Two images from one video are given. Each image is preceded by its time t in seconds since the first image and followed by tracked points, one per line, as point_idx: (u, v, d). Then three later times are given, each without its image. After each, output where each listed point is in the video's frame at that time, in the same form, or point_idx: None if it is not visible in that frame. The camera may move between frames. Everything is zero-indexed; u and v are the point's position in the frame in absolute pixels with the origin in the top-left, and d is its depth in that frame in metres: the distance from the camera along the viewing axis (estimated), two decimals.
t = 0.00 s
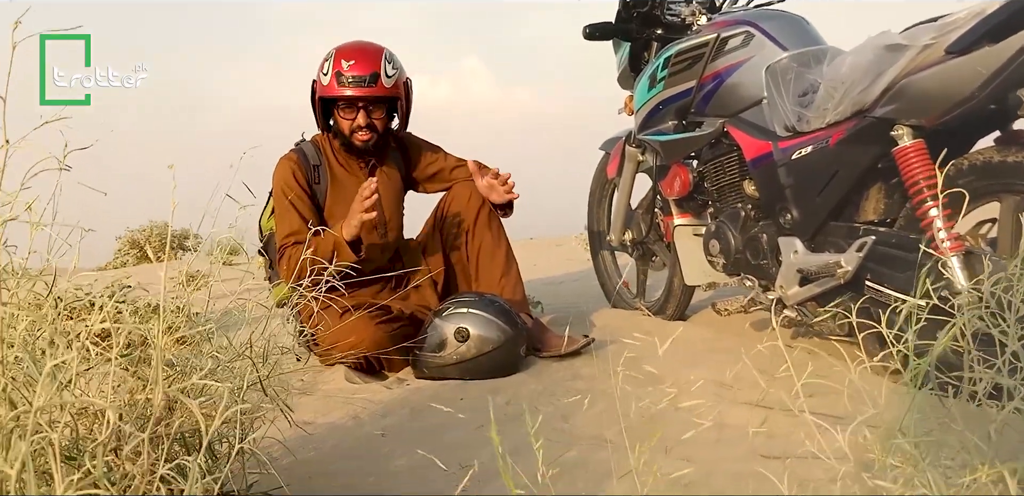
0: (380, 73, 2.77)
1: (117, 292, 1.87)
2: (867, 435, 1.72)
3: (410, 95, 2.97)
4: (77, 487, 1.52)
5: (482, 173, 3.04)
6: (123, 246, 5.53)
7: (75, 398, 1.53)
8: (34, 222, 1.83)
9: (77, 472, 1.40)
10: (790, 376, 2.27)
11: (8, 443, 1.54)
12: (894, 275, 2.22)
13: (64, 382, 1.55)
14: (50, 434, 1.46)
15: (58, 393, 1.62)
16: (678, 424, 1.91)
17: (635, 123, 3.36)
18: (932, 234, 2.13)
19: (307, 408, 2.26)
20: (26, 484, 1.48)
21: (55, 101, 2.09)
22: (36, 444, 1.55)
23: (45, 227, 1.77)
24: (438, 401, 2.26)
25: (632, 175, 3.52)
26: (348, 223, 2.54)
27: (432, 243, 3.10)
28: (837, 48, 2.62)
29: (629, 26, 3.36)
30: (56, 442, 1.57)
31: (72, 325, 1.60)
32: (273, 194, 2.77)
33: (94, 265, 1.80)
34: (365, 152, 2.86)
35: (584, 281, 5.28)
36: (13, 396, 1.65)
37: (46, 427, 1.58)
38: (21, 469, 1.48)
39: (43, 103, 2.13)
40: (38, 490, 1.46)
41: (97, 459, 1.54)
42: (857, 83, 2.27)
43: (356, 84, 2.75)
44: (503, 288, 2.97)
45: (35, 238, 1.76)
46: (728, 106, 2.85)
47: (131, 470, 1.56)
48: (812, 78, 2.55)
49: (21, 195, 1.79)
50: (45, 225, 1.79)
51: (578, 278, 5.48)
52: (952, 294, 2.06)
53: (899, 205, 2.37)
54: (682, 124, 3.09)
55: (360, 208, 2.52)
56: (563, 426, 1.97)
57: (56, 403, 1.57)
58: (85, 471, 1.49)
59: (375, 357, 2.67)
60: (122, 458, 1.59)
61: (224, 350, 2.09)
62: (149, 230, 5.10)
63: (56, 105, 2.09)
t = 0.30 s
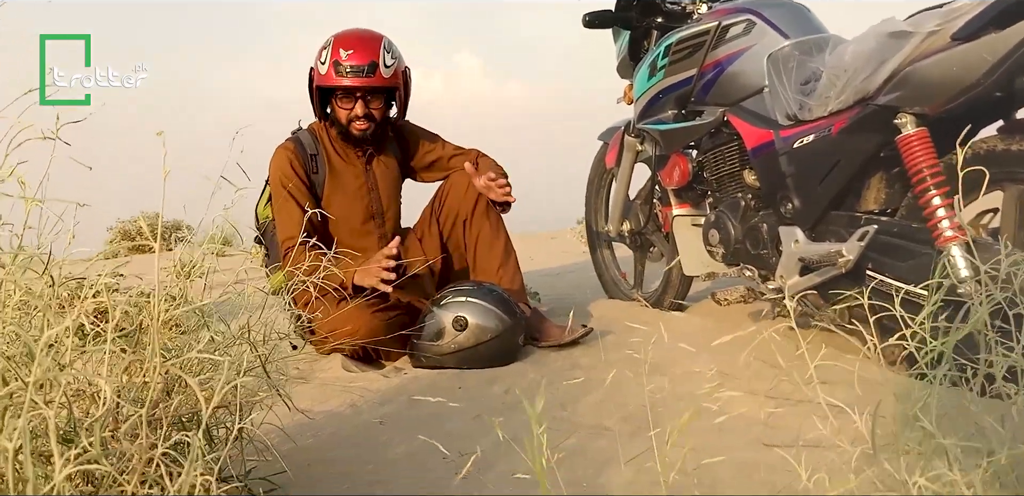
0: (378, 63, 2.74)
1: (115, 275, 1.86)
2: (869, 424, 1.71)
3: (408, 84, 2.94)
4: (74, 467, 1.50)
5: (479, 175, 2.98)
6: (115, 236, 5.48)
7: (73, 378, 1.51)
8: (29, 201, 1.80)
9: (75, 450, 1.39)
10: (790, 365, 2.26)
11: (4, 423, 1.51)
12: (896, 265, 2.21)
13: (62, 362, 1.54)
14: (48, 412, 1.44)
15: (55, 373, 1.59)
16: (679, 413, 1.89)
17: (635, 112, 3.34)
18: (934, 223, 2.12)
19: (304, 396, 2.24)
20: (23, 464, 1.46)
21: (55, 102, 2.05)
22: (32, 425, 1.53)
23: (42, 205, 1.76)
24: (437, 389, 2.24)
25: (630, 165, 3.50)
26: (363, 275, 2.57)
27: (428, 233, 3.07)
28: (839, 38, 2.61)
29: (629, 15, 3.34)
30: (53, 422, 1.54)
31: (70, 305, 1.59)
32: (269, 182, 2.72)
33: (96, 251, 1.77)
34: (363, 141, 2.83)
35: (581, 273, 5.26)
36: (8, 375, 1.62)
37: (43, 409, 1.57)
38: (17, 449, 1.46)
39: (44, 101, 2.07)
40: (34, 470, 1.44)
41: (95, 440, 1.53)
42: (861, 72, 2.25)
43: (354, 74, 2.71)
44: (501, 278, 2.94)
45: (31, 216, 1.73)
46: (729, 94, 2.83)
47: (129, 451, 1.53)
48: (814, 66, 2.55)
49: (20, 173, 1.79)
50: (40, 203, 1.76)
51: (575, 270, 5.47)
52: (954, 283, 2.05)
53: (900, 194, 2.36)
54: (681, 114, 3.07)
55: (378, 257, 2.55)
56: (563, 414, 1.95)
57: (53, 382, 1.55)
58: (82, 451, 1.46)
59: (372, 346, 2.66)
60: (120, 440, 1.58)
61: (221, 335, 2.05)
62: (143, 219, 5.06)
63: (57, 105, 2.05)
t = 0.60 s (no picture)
0: (367, 60, 2.72)
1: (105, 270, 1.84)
2: (861, 423, 1.72)
3: (398, 81, 2.92)
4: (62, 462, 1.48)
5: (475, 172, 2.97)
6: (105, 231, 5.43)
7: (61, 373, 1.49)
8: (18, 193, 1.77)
9: (63, 444, 1.37)
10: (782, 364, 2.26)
11: None
12: (888, 264, 2.22)
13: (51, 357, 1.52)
14: (35, 407, 1.42)
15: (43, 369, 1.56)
16: (672, 412, 1.89)
17: (628, 111, 3.34)
18: (926, 223, 2.12)
19: (295, 393, 2.22)
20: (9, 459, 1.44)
21: (54, 101, 2.00)
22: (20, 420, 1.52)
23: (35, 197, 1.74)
24: (428, 387, 2.23)
25: (623, 163, 3.50)
26: (353, 288, 2.54)
27: (421, 229, 3.07)
28: (833, 37, 2.62)
29: (622, 13, 3.33)
30: (41, 418, 1.52)
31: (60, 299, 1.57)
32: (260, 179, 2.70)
33: (89, 246, 1.75)
34: (354, 138, 2.81)
35: (573, 271, 5.25)
36: None
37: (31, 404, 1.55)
38: (4, 444, 1.44)
39: (43, 103, 2.03)
40: (22, 466, 1.43)
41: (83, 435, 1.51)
42: (854, 72, 2.25)
43: (343, 71, 2.69)
44: (493, 276, 2.93)
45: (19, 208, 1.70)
46: (722, 93, 2.82)
47: (118, 448, 1.51)
48: (808, 65, 2.55)
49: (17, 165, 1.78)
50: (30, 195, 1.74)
51: (567, 268, 5.47)
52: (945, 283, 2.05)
53: (892, 194, 2.37)
54: (675, 113, 3.06)
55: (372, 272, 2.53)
56: (555, 412, 1.95)
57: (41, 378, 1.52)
58: (70, 448, 1.44)
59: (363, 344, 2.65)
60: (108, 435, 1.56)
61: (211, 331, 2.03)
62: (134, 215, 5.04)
63: (58, 104, 1.99)
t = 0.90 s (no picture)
0: (359, 57, 2.71)
1: (98, 267, 1.83)
2: (852, 426, 1.72)
3: (390, 78, 2.91)
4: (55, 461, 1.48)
5: (469, 172, 2.96)
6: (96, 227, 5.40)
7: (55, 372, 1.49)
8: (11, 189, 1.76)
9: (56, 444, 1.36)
10: (772, 367, 2.27)
11: None
12: (879, 268, 2.22)
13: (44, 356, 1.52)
14: (29, 405, 1.42)
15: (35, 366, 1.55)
16: (663, 414, 1.89)
17: (622, 113, 3.34)
18: (917, 228, 2.13)
19: (286, 391, 2.22)
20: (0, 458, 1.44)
21: (55, 100, 2.00)
22: (12, 418, 1.51)
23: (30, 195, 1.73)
24: (420, 386, 2.22)
25: (616, 165, 3.50)
26: (347, 291, 2.52)
27: (413, 228, 3.06)
28: (826, 41, 2.61)
29: (616, 15, 3.34)
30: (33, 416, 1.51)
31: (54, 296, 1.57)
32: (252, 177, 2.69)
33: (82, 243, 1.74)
34: (345, 136, 2.80)
35: (566, 272, 5.26)
36: None
37: (23, 401, 1.54)
38: None
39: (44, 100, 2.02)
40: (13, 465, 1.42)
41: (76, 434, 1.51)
42: (847, 76, 2.26)
43: (334, 68, 2.68)
44: (485, 276, 2.93)
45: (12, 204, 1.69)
46: (715, 96, 2.83)
47: (110, 447, 1.51)
48: (801, 69, 2.55)
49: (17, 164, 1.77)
50: (23, 191, 1.73)
51: (560, 269, 5.47)
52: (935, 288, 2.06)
53: (883, 199, 2.37)
54: (668, 115, 3.07)
55: (366, 275, 2.52)
56: (547, 413, 1.95)
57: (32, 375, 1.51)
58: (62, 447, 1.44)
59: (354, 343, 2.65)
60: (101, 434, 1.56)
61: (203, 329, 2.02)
62: (128, 212, 5.03)
63: (58, 103, 1.99)
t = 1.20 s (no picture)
0: (353, 59, 2.71)
1: (89, 268, 1.83)
2: (841, 432, 1.73)
3: (383, 80, 2.91)
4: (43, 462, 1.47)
5: (463, 175, 2.96)
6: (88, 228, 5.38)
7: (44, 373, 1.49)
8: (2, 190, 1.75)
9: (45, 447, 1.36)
10: (763, 373, 2.28)
11: None
12: (870, 276, 2.23)
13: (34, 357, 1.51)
14: (18, 406, 1.41)
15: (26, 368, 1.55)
16: (653, 420, 1.89)
17: (615, 118, 3.35)
18: (908, 236, 2.14)
19: (277, 394, 2.21)
20: None
21: (54, 101, 2.00)
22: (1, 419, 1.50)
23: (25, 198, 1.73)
24: (411, 390, 2.22)
25: (609, 170, 3.51)
26: (338, 293, 2.51)
27: (406, 231, 3.06)
28: (818, 49, 2.62)
29: (611, 21, 3.35)
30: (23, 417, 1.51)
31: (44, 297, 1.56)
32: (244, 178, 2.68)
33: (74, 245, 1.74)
34: (338, 138, 2.80)
35: (559, 276, 5.26)
36: None
37: (12, 402, 1.54)
38: None
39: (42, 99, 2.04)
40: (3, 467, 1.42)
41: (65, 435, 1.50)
42: (839, 84, 2.27)
43: (328, 69, 2.68)
44: (477, 279, 2.93)
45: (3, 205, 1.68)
46: (708, 102, 2.84)
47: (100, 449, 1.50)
48: (793, 77, 2.55)
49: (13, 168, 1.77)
50: (16, 193, 1.73)
51: (554, 273, 5.47)
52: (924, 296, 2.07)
53: (875, 206, 2.39)
54: (661, 121, 3.08)
55: (358, 277, 2.52)
56: (537, 417, 1.95)
57: (23, 377, 1.51)
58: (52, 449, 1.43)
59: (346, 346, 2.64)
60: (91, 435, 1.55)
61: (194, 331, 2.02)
62: (122, 213, 5.02)
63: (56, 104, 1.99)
